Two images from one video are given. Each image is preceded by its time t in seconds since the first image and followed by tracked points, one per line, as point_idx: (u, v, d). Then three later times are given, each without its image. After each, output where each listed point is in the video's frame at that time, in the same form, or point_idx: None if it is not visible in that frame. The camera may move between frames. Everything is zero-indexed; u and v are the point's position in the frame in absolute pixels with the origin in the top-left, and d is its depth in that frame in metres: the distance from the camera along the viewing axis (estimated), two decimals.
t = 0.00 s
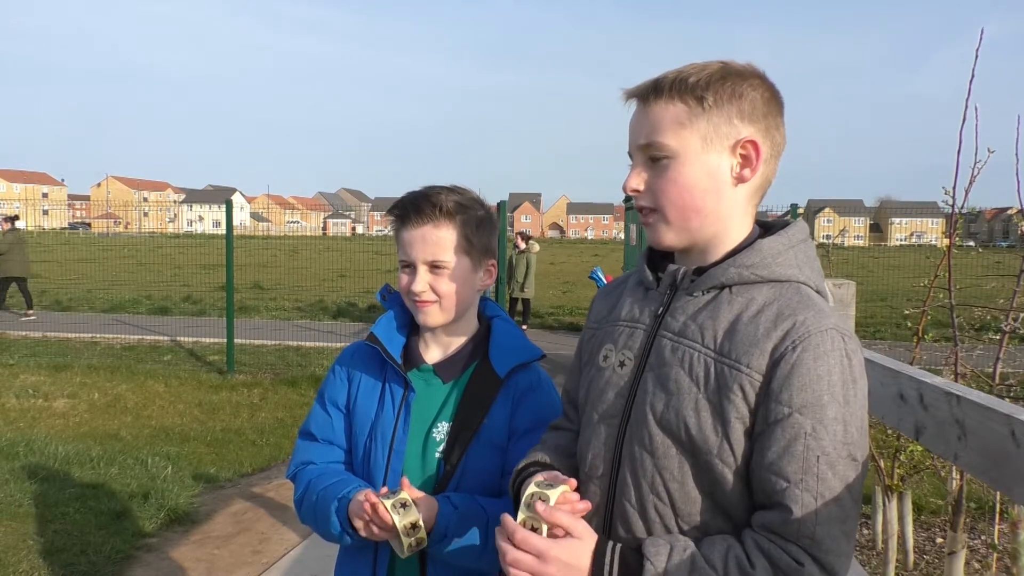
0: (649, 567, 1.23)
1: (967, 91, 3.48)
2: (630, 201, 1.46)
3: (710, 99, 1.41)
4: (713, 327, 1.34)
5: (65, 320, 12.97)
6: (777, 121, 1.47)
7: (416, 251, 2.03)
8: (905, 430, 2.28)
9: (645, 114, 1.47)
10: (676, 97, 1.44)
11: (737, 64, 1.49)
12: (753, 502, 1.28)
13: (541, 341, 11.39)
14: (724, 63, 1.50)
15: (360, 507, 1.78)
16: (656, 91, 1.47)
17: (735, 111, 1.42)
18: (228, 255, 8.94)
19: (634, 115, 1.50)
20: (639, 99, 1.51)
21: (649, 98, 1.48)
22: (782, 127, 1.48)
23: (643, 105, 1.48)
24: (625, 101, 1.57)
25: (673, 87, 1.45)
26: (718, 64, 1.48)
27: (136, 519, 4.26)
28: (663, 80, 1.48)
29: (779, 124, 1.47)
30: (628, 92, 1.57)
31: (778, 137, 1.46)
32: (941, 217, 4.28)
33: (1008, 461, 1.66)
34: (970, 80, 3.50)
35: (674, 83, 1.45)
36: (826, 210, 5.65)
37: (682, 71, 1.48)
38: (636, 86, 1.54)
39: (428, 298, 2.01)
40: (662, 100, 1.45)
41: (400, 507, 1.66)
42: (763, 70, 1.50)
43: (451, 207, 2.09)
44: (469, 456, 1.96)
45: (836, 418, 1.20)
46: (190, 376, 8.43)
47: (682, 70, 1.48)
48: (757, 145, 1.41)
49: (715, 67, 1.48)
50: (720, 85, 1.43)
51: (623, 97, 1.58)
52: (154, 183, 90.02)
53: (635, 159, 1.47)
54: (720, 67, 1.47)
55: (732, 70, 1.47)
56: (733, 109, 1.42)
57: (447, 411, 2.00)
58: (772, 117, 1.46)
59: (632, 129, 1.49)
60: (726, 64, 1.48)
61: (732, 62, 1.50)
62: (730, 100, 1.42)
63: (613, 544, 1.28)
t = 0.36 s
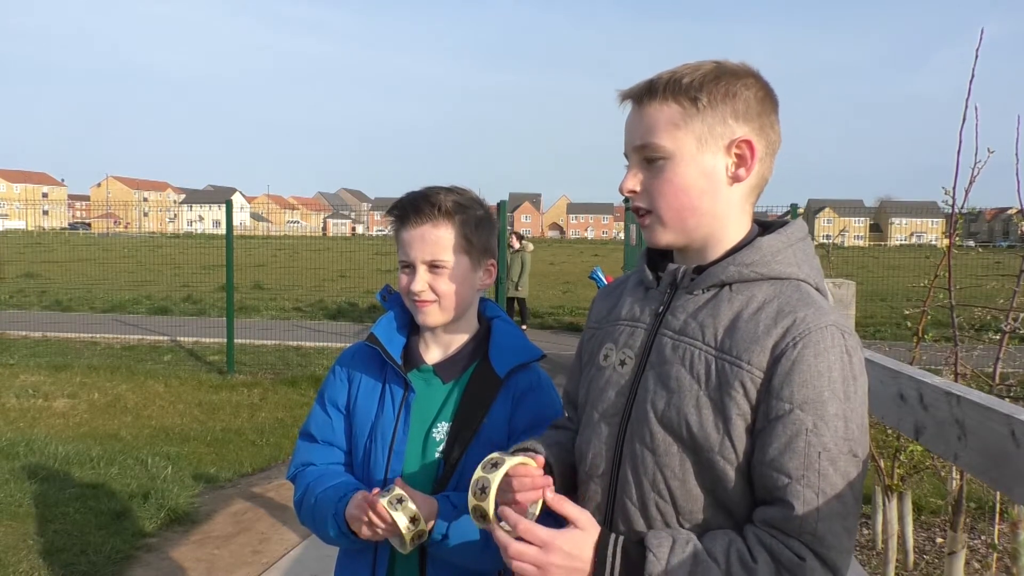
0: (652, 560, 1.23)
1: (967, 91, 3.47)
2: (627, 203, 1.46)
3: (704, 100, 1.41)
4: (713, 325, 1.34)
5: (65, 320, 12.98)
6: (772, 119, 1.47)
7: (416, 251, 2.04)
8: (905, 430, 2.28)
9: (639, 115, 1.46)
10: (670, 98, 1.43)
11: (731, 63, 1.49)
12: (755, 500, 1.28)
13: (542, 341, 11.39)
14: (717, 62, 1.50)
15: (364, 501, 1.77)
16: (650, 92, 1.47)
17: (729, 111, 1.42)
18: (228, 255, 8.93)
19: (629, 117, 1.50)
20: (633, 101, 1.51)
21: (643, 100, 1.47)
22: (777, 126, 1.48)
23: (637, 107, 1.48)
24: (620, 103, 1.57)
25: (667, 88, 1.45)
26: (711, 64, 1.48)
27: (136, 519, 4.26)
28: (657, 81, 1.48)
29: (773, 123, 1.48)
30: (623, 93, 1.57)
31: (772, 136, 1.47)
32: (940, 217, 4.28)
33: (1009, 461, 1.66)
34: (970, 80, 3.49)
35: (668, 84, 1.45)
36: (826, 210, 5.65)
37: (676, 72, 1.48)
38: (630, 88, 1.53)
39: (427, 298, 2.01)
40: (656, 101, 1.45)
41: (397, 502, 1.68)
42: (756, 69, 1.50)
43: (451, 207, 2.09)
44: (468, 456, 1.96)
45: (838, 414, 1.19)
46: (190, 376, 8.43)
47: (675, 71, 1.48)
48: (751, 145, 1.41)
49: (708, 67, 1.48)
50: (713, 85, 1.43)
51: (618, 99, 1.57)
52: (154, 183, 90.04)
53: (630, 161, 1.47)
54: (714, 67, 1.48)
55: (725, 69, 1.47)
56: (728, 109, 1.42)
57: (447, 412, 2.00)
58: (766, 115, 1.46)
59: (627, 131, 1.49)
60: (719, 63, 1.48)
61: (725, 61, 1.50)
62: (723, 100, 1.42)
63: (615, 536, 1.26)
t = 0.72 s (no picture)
0: (648, 560, 1.23)
1: (967, 90, 3.47)
2: (633, 200, 1.45)
3: (715, 100, 1.41)
4: (712, 325, 1.34)
5: (65, 320, 12.98)
6: (780, 120, 1.47)
7: (414, 252, 2.03)
8: (905, 430, 2.28)
9: (649, 113, 1.46)
10: (681, 96, 1.43)
11: (742, 64, 1.48)
12: (751, 500, 1.28)
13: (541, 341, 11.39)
14: (728, 63, 1.50)
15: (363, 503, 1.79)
16: (661, 90, 1.47)
17: (740, 112, 1.42)
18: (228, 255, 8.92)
19: (638, 114, 1.50)
20: (643, 98, 1.50)
21: (653, 97, 1.47)
22: (785, 127, 1.48)
23: (646, 105, 1.48)
24: (630, 100, 1.56)
25: (678, 86, 1.45)
26: (721, 64, 1.48)
27: (136, 519, 4.26)
28: (668, 79, 1.47)
29: (781, 124, 1.48)
30: (632, 90, 1.57)
31: (780, 137, 1.47)
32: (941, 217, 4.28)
33: (1009, 462, 1.66)
34: (970, 79, 3.49)
35: (679, 82, 1.45)
36: (826, 210, 5.65)
37: (687, 70, 1.48)
38: (640, 85, 1.53)
39: (426, 299, 2.00)
40: (666, 100, 1.44)
41: (398, 512, 1.67)
42: (767, 70, 1.50)
43: (447, 208, 2.09)
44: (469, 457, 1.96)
45: (834, 416, 1.19)
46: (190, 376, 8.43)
47: (686, 70, 1.48)
48: (761, 146, 1.41)
49: (719, 67, 1.48)
50: (724, 84, 1.43)
51: (628, 96, 1.57)
52: (153, 183, 90.00)
53: (638, 159, 1.46)
54: (724, 66, 1.47)
55: (736, 70, 1.47)
56: (738, 110, 1.42)
57: (447, 411, 1.99)
58: (776, 117, 1.46)
59: (634, 129, 1.49)
60: (730, 63, 1.48)
61: (736, 62, 1.50)
62: (735, 100, 1.42)
63: (612, 538, 1.28)
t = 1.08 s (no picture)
0: (641, 523, 1.23)
1: (968, 90, 3.47)
2: (638, 200, 1.44)
3: (724, 100, 1.41)
4: (715, 325, 1.34)
5: (65, 320, 12.98)
6: (786, 123, 1.48)
7: (412, 254, 2.03)
8: (904, 430, 2.28)
9: (657, 112, 1.46)
10: (690, 96, 1.43)
11: (748, 65, 1.49)
12: (746, 499, 1.28)
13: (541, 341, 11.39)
14: (734, 64, 1.50)
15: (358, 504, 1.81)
16: (669, 89, 1.46)
17: (748, 112, 1.42)
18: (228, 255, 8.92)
19: (645, 114, 1.49)
20: (651, 98, 1.50)
21: (661, 97, 1.47)
22: (791, 129, 1.49)
23: (654, 105, 1.48)
24: (636, 101, 1.56)
25: (686, 86, 1.44)
26: (729, 65, 1.48)
27: (136, 519, 4.27)
28: (676, 79, 1.47)
29: (785, 126, 1.48)
30: (638, 91, 1.57)
31: (786, 139, 1.47)
32: (941, 217, 4.28)
33: (1008, 462, 1.66)
34: (971, 79, 3.48)
35: (687, 82, 1.45)
36: (826, 210, 5.66)
37: (694, 71, 1.48)
38: (648, 85, 1.53)
39: (425, 300, 2.00)
40: (676, 99, 1.44)
41: (392, 512, 1.67)
42: (772, 72, 1.51)
43: (444, 209, 2.09)
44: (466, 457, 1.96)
45: (833, 417, 1.19)
46: (190, 376, 8.42)
47: (694, 70, 1.48)
48: (769, 146, 1.41)
49: (727, 68, 1.48)
50: (732, 85, 1.43)
51: (634, 96, 1.57)
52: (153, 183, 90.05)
53: (645, 159, 1.46)
54: (732, 68, 1.48)
55: (742, 71, 1.47)
56: (746, 110, 1.42)
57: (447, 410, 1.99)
58: (782, 119, 1.46)
59: (642, 128, 1.48)
60: (737, 65, 1.49)
61: (741, 64, 1.50)
62: (743, 101, 1.42)
63: (607, 504, 1.26)
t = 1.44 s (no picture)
0: (656, 509, 1.22)
1: (967, 90, 3.46)
2: (635, 201, 1.44)
3: (714, 98, 1.41)
4: (711, 325, 1.34)
5: (65, 320, 12.98)
6: (778, 118, 1.47)
7: (412, 254, 2.03)
8: (905, 429, 2.28)
9: (648, 114, 1.46)
10: (680, 96, 1.43)
11: (738, 65, 1.49)
12: (751, 496, 1.27)
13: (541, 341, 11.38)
14: (724, 65, 1.50)
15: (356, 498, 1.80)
16: (659, 92, 1.47)
17: (738, 109, 1.42)
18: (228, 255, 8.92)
19: (637, 117, 1.49)
20: (641, 102, 1.50)
21: (652, 99, 1.47)
22: (784, 127, 1.49)
23: (644, 108, 1.48)
24: (627, 105, 1.56)
25: (676, 87, 1.45)
26: (717, 65, 1.48)
27: (136, 519, 4.27)
28: (666, 80, 1.48)
29: (778, 121, 1.48)
30: (629, 95, 1.57)
31: (779, 135, 1.47)
32: (941, 217, 4.27)
33: (1008, 461, 1.66)
34: (971, 79, 3.48)
35: (677, 82, 1.45)
36: (826, 210, 5.65)
37: (685, 72, 1.48)
38: (637, 90, 1.53)
39: (425, 300, 2.00)
40: (666, 100, 1.44)
41: (377, 515, 1.67)
42: (764, 70, 1.51)
43: (445, 208, 2.09)
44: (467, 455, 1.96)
45: (833, 412, 1.18)
46: (190, 376, 8.42)
47: (684, 72, 1.48)
48: (761, 141, 1.41)
49: (716, 67, 1.48)
50: (722, 83, 1.43)
51: (625, 102, 1.57)
52: (153, 183, 90.04)
53: (639, 161, 1.46)
54: (721, 68, 1.48)
55: (732, 70, 1.47)
56: (737, 107, 1.42)
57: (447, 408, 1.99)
58: (773, 114, 1.46)
59: (634, 131, 1.49)
60: (726, 65, 1.49)
61: (731, 63, 1.50)
62: (733, 98, 1.42)
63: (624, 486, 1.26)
